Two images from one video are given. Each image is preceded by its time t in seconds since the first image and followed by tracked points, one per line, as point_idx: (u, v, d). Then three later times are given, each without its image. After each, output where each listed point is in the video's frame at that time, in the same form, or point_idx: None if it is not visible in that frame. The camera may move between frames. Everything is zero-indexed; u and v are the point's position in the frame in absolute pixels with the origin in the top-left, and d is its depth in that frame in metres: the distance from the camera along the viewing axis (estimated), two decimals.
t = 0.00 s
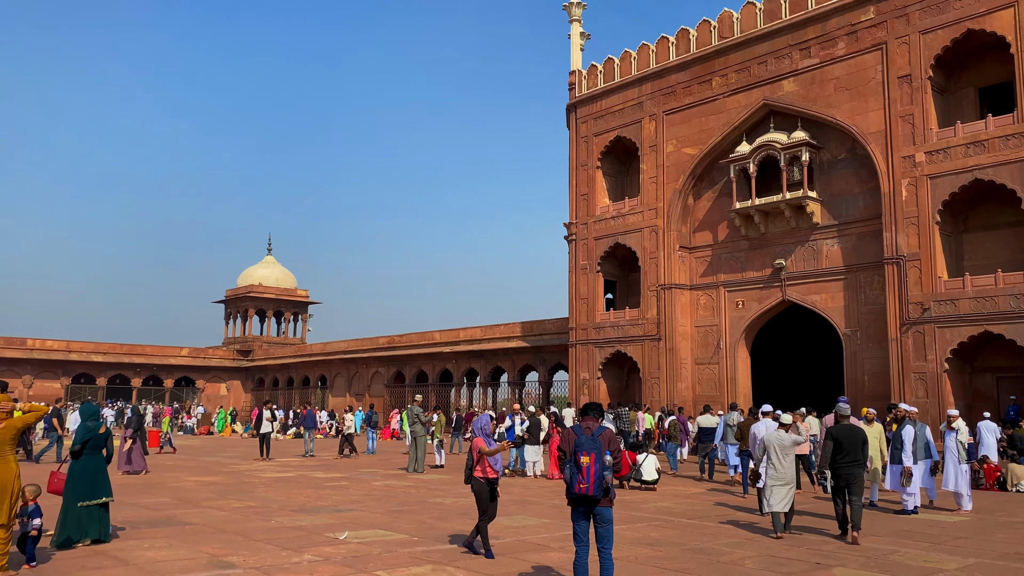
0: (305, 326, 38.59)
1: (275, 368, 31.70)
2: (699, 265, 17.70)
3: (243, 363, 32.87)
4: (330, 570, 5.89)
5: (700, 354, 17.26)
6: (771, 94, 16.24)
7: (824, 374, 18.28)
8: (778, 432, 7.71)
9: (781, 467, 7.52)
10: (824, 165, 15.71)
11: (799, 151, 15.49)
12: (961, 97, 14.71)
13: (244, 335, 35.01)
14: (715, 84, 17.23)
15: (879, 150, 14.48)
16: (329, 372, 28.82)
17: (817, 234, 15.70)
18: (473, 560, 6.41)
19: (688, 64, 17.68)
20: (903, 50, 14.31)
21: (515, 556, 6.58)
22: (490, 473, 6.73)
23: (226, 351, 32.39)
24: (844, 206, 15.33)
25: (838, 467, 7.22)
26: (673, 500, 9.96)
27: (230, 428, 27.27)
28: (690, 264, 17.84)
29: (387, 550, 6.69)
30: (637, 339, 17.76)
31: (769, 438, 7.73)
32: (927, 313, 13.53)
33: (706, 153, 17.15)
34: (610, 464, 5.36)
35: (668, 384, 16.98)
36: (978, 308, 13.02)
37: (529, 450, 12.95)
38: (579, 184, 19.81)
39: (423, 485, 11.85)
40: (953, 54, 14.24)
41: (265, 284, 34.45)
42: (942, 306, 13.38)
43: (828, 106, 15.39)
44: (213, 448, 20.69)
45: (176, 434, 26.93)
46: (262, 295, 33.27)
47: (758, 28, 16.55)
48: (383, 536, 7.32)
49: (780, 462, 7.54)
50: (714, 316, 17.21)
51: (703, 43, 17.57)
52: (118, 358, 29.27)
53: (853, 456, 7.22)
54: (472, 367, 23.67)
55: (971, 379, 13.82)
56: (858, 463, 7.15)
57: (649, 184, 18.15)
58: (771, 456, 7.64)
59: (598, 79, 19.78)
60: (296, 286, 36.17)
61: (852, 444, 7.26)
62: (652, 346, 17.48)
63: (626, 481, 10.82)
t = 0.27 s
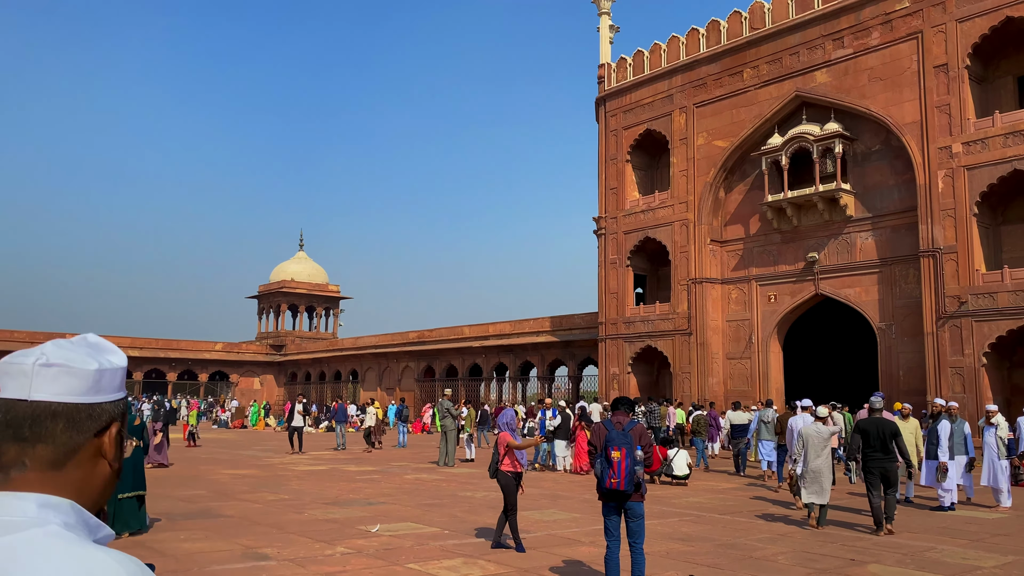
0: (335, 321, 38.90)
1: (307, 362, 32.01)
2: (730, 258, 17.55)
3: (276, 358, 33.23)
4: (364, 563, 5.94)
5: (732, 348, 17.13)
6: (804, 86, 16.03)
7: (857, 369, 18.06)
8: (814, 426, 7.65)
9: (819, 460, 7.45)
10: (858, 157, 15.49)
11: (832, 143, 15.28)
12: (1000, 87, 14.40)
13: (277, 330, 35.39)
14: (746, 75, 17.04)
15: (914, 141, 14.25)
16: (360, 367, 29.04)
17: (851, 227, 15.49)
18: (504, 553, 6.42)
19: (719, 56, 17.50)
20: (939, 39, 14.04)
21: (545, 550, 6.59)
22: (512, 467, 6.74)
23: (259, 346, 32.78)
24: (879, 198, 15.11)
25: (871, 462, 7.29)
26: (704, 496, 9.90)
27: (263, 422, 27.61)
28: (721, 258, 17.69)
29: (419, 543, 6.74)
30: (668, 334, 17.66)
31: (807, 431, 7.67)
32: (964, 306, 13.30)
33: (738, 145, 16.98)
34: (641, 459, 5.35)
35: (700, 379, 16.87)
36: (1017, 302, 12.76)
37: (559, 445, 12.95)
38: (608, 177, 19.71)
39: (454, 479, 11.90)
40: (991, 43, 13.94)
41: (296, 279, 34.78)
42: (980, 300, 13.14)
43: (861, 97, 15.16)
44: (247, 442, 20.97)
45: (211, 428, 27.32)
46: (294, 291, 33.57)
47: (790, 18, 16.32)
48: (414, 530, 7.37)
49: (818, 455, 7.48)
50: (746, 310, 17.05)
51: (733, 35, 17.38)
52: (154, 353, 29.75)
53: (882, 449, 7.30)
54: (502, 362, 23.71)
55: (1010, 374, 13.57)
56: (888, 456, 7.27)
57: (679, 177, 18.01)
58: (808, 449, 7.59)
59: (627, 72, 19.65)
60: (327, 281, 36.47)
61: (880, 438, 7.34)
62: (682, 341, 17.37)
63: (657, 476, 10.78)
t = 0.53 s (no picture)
0: (366, 316, 39.19)
1: (339, 357, 32.29)
2: (763, 252, 17.38)
3: (308, 352, 33.54)
4: (396, 555, 5.98)
5: (764, 343, 16.96)
6: (837, 77, 15.80)
7: (893, 363, 17.81)
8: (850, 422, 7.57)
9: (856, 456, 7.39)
10: (893, 148, 15.24)
11: (867, 134, 15.04)
12: None
13: (308, 325, 35.72)
14: (779, 67, 16.85)
15: (951, 132, 13.98)
16: (391, 361, 29.23)
17: (886, 220, 15.26)
18: (536, 547, 6.43)
19: (750, 47, 17.31)
20: (977, 27, 13.76)
21: (576, 544, 6.59)
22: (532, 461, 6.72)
23: (291, 341, 33.12)
24: (915, 190, 14.85)
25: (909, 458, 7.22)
26: (737, 491, 9.83)
27: (296, 416, 27.90)
28: (753, 252, 17.53)
29: (451, 536, 6.77)
30: (699, 329, 17.53)
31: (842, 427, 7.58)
32: (1004, 300, 13.03)
33: (770, 137, 16.80)
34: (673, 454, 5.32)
35: (732, 373, 16.73)
36: None
37: (590, 439, 12.93)
38: (638, 171, 19.61)
39: (484, 473, 11.94)
40: None
41: (327, 275, 35.07)
42: (1020, 293, 12.87)
43: (897, 88, 14.91)
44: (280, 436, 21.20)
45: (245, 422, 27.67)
46: (326, 286, 33.87)
47: (823, 8, 16.10)
48: (445, 523, 7.41)
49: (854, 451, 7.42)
50: (779, 304, 16.88)
51: (765, 26, 17.18)
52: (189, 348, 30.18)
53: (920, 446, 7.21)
54: (531, 356, 23.72)
55: None
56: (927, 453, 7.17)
57: (711, 170, 17.86)
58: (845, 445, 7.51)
59: (657, 65, 19.51)
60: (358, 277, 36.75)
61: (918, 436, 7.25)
62: (714, 336, 17.24)
63: (688, 471, 10.72)
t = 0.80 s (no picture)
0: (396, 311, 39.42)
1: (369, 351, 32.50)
2: (795, 245, 17.19)
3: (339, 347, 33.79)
4: (427, 548, 6.01)
5: (796, 337, 16.79)
6: (871, 67, 15.54)
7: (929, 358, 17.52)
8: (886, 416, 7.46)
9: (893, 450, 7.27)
10: (929, 139, 14.96)
11: (902, 125, 14.78)
12: None
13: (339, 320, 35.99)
14: (811, 58, 16.61)
15: (989, 122, 13.69)
16: (421, 356, 29.36)
17: (921, 211, 15.00)
18: (566, 541, 6.42)
19: (782, 38, 17.08)
20: (1016, 14, 13.44)
21: (607, 539, 6.57)
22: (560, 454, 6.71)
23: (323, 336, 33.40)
24: (951, 181, 14.57)
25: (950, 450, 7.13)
26: (769, 486, 9.73)
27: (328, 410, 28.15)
28: (786, 245, 17.33)
29: (481, 530, 6.78)
30: (730, 323, 17.38)
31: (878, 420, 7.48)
32: None
33: (802, 129, 16.59)
34: (705, 449, 5.27)
35: (763, 368, 16.55)
36: None
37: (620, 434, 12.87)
38: (668, 164, 19.47)
39: (514, 467, 11.95)
40: None
41: (358, 270, 35.31)
42: None
43: (933, 77, 14.62)
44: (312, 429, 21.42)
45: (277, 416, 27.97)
46: (356, 281, 34.11)
47: None
48: (476, 517, 7.43)
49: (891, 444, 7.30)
50: (812, 298, 16.70)
51: (797, 15, 16.93)
52: (222, 343, 30.57)
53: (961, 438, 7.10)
54: (561, 351, 23.69)
55: None
56: (968, 445, 7.06)
57: (741, 163, 17.68)
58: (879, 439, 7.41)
59: (687, 57, 19.33)
60: (389, 272, 36.96)
61: (958, 428, 7.15)
62: (746, 330, 17.09)
63: (719, 466, 10.64)
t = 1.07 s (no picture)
0: (425, 306, 39.60)
1: (399, 346, 32.68)
2: (827, 238, 16.98)
3: (369, 342, 34.02)
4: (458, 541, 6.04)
5: (828, 331, 16.59)
6: (905, 56, 15.29)
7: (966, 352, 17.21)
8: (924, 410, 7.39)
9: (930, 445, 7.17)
10: (965, 128, 14.68)
11: (937, 115, 14.52)
12: None
13: (370, 315, 36.21)
14: (843, 48, 16.38)
15: None
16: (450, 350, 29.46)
17: (957, 203, 14.73)
18: (598, 535, 6.41)
19: (813, 28, 16.86)
20: None
21: (638, 533, 6.55)
22: (588, 448, 6.68)
23: (353, 331, 33.64)
24: (988, 172, 14.28)
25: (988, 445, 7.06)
26: (803, 481, 9.64)
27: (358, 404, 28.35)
28: (818, 238, 17.12)
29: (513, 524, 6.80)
30: (761, 317, 17.22)
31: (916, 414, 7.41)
32: None
33: (834, 120, 16.38)
34: (735, 443, 5.23)
35: (795, 362, 16.38)
36: None
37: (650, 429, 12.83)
38: (698, 157, 19.32)
39: (544, 461, 11.97)
40: None
41: (388, 265, 35.50)
42: None
43: (970, 66, 14.34)
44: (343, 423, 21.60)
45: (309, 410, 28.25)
46: (386, 277, 34.32)
47: None
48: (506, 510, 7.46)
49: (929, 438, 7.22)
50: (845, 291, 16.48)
51: (829, 5, 16.69)
52: (255, 337, 30.93)
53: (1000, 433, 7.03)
54: (590, 345, 23.64)
55: None
56: (1007, 440, 6.99)
57: (772, 156, 17.51)
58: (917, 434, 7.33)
59: (716, 49, 19.15)
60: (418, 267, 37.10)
61: (998, 422, 7.08)
62: (777, 324, 16.92)
63: (751, 461, 10.56)
